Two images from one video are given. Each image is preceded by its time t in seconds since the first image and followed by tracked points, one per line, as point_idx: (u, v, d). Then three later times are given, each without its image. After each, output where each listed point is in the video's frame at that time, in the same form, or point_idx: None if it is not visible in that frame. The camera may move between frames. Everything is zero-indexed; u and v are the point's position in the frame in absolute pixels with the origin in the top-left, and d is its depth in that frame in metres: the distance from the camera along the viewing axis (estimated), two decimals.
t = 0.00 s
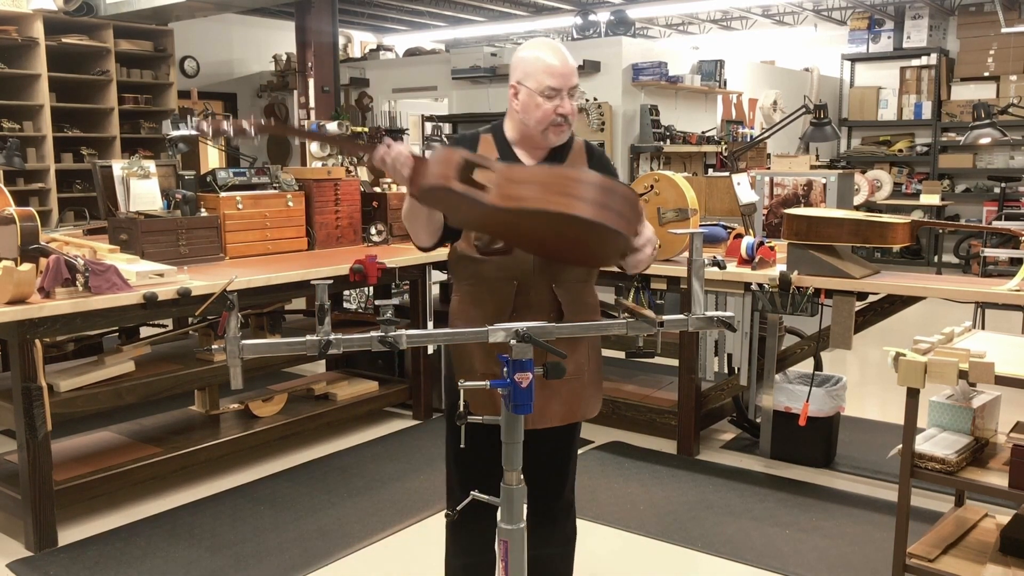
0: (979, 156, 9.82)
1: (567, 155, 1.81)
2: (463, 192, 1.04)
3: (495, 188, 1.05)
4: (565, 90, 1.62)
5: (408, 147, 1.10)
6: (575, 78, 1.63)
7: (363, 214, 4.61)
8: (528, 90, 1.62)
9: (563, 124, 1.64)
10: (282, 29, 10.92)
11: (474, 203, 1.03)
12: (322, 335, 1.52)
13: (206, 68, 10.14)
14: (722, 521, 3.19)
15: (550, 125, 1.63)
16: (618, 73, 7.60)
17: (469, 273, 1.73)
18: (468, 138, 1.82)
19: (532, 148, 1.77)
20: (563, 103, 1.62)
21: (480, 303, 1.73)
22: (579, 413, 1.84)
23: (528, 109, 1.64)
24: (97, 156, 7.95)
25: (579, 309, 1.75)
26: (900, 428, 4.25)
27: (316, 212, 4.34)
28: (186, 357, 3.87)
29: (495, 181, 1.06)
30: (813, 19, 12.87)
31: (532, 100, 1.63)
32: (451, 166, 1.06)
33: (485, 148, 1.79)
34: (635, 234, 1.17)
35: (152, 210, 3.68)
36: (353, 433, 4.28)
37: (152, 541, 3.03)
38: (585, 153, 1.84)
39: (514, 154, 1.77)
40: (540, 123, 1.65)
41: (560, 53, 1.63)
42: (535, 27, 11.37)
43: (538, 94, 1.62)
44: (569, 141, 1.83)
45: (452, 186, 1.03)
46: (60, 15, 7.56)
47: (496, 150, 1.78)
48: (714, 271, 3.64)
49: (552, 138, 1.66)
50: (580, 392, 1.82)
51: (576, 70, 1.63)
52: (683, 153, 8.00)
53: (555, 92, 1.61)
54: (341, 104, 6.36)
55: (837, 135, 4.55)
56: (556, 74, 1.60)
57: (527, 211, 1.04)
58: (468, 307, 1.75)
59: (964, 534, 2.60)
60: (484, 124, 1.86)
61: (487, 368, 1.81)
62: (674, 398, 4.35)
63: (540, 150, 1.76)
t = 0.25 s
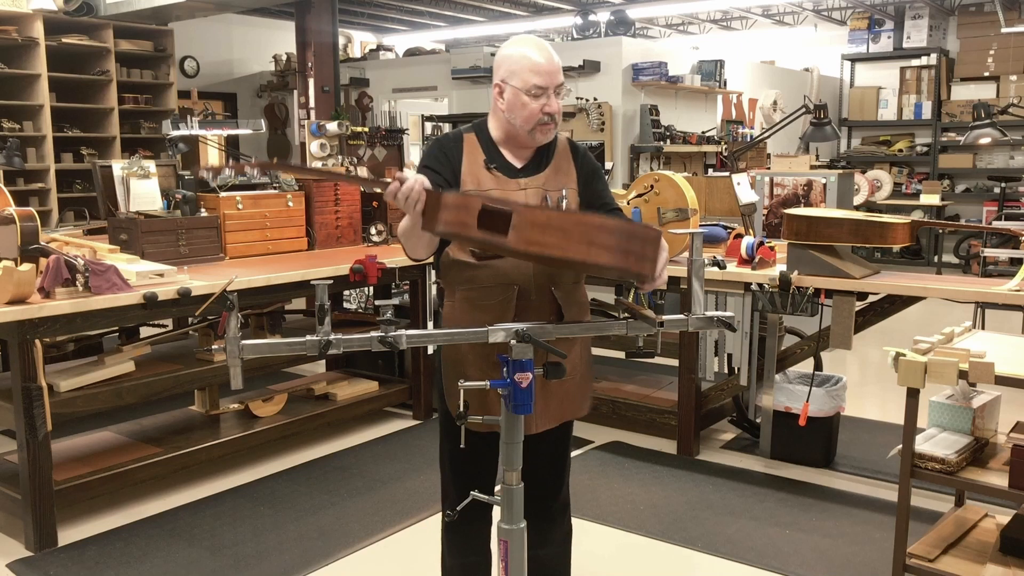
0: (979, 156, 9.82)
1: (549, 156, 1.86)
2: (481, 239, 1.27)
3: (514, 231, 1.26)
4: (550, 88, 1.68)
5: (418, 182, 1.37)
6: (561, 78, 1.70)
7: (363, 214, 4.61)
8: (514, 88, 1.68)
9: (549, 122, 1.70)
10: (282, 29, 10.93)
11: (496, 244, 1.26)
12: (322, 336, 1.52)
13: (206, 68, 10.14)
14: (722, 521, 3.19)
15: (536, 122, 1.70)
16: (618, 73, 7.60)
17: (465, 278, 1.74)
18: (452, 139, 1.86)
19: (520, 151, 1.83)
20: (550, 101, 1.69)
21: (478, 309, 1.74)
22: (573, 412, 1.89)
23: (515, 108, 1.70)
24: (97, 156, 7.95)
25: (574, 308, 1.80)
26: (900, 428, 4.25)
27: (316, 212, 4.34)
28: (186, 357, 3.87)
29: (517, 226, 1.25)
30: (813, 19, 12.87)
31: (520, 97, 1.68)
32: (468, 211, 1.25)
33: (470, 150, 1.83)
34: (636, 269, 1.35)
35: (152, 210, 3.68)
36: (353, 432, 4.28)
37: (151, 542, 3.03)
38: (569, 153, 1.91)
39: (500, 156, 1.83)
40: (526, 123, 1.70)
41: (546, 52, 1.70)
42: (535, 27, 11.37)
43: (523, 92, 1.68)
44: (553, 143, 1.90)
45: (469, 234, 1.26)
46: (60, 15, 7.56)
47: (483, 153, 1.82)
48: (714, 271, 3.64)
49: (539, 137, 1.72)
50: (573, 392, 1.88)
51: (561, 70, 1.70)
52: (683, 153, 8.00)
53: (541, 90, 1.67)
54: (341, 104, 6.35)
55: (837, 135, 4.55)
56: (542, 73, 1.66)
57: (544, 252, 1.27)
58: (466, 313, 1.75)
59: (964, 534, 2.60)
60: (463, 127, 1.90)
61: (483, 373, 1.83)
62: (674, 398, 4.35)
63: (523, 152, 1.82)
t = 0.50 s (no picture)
0: (978, 156, 9.81)
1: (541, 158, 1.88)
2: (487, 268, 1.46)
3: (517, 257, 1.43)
4: (541, 89, 1.67)
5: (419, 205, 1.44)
6: (552, 79, 1.70)
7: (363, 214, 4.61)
8: (505, 89, 1.67)
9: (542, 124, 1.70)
10: (282, 29, 10.93)
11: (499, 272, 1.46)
12: (322, 336, 1.52)
13: (206, 68, 10.14)
14: (722, 521, 3.19)
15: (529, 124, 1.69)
16: (618, 73, 7.60)
17: (456, 281, 1.78)
18: (444, 140, 1.87)
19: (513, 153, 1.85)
20: (541, 102, 1.68)
21: (470, 311, 1.77)
22: (568, 413, 1.91)
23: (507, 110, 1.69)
24: (97, 156, 7.95)
25: (566, 310, 1.80)
26: (900, 428, 4.25)
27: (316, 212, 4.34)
28: (186, 357, 3.87)
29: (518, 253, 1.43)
30: (813, 19, 12.88)
31: (510, 99, 1.68)
32: (472, 242, 1.43)
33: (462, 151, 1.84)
34: (638, 292, 1.45)
35: (152, 210, 3.68)
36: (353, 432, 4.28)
37: (151, 542, 3.03)
38: (563, 153, 1.93)
39: (492, 157, 1.84)
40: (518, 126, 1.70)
41: (537, 52, 1.69)
42: (535, 27, 11.37)
43: (514, 93, 1.67)
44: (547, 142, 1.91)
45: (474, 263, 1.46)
46: (60, 15, 7.56)
47: (475, 154, 1.83)
48: (714, 271, 3.64)
49: (530, 139, 1.72)
50: (568, 394, 1.89)
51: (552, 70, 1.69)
52: (683, 153, 7.99)
53: (531, 92, 1.66)
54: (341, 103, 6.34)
55: (837, 135, 4.55)
56: (532, 74, 1.65)
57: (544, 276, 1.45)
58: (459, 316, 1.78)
59: (964, 534, 2.60)
60: (455, 127, 1.91)
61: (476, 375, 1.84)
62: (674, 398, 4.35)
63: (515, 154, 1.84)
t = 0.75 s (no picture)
0: (979, 156, 9.81)
1: (541, 156, 1.88)
2: (489, 276, 1.48)
3: (519, 266, 1.47)
4: (530, 89, 1.67)
5: (418, 218, 1.51)
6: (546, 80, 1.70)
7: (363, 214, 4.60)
8: (495, 90, 1.68)
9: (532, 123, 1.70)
10: (282, 29, 10.94)
11: (501, 280, 1.48)
12: (323, 336, 1.52)
13: (206, 68, 10.14)
14: (723, 521, 3.19)
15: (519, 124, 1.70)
16: (618, 73, 7.61)
17: (453, 282, 1.82)
18: (441, 140, 1.86)
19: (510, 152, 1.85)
20: (529, 103, 1.68)
21: (465, 312, 1.79)
22: (569, 414, 1.90)
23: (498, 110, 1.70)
24: (97, 156, 7.95)
25: (564, 311, 1.82)
26: (900, 428, 4.25)
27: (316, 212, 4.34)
28: (186, 357, 3.87)
29: (520, 260, 1.46)
30: (813, 19, 12.88)
31: (498, 98, 1.68)
32: (472, 252, 1.49)
33: (460, 150, 1.84)
34: (640, 294, 1.45)
35: (152, 210, 3.68)
36: (352, 432, 4.28)
37: (151, 542, 3.03)
38: (562, 151, 1.92)
39: (490, 156, 1.85)
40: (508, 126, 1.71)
41: (531, 52, 1.69)
42: (535, 27, 11.37)
43: (503, 94, 1.68)
44: (546, 140, 1.91)
45: (476, 272, 1.49)
46: (60, 15, 7.56)
47: (472, 154, 1.84)
48: (714, 271, 3.64)
49: (521, 139, 1.72)
50: (567, 395, 1.89)
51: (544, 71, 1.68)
52: (683, 153, 7.99)
53: (519, 93, 1.66)
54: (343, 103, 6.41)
55: (837, 135, 4.55)
56: (520, 74, 1.65)
57: (546, 283, 1.47)
58: (454, 316, 1.80)
59: (964, 534, 2.61)
60: (454, 127, 1.91)
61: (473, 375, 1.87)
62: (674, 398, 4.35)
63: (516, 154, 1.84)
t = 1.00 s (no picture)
0: (979, 156, 9.81)
1: (545, 155, 1.88)
2: (489, 278, 1.48)
3: (519, 268, 1.46)
4: (485, 89, 1.69)
5: (419, 220, 1.51)
6: (514, 78, 1.68)
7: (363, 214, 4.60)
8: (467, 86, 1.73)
9: (493, 121, 1.72)
10: (282, 29, 10.94)
11: (501, 282, 1.47)
12: (323, 336, 1.52)
13: (206, 68, 10.14)
14: (723, 521, 3.19)
15: (479, 121, 1.73)
16: (618, 73, 7.61)
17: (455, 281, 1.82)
18: (445, 140, 1.88)
19: (513, 150, 1.86)
20: (484, 101, 1.70)
21: (466, 311, 1.79)
22: (572, 414, 1.91)
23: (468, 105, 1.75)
24: (97, 156, 7.95)
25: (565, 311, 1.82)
26: (900, 428, 4.25)
27: (316, 212, 4.34)
28: (186, 357, 3.87)
29: (520, 262, 1.46)
30: (813, 19, 12.88)
31: (468, 95, 1.75)
32: (472, 254, 1.48)
33: (463, 149, 1.86)
34: (640, 294, 1.46)
35: (152, 210, 3.67)
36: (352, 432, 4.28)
37: (151, 542, 3.03)
38: (565, 150, 1.92)
39: (492, 156, 1.86)
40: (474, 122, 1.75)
41: (499, 50, 1.69)
42: (535, 27, 11.37)
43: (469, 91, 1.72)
44: (548, 138, 1.91)
45: (476, 274, 1.48)
46: (60, 15, 7.56)
47: (474, 153, 1.86)
48: (714, 271, 3.64)
49: (486, 137, 1.75)
50: (570, 395, 1.89)
51: (503, 69, 1.67)
52: (683, 153, 7.99)
53: (475, 90, 1.69)
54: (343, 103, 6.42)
55: (837, 135, 4.55)
56: (480, 72, 1.68)
57: (547, 284, 1.46)
58: (455, 316, 1.81)
59: (964, 534, 2.60)
60: (458, 127, 1.93)
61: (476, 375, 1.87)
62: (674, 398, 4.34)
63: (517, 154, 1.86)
